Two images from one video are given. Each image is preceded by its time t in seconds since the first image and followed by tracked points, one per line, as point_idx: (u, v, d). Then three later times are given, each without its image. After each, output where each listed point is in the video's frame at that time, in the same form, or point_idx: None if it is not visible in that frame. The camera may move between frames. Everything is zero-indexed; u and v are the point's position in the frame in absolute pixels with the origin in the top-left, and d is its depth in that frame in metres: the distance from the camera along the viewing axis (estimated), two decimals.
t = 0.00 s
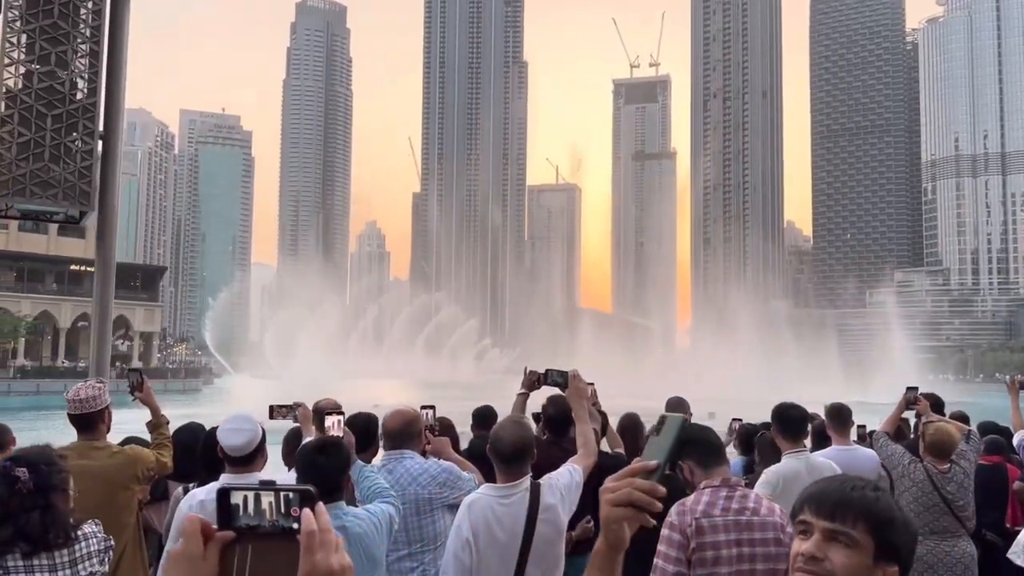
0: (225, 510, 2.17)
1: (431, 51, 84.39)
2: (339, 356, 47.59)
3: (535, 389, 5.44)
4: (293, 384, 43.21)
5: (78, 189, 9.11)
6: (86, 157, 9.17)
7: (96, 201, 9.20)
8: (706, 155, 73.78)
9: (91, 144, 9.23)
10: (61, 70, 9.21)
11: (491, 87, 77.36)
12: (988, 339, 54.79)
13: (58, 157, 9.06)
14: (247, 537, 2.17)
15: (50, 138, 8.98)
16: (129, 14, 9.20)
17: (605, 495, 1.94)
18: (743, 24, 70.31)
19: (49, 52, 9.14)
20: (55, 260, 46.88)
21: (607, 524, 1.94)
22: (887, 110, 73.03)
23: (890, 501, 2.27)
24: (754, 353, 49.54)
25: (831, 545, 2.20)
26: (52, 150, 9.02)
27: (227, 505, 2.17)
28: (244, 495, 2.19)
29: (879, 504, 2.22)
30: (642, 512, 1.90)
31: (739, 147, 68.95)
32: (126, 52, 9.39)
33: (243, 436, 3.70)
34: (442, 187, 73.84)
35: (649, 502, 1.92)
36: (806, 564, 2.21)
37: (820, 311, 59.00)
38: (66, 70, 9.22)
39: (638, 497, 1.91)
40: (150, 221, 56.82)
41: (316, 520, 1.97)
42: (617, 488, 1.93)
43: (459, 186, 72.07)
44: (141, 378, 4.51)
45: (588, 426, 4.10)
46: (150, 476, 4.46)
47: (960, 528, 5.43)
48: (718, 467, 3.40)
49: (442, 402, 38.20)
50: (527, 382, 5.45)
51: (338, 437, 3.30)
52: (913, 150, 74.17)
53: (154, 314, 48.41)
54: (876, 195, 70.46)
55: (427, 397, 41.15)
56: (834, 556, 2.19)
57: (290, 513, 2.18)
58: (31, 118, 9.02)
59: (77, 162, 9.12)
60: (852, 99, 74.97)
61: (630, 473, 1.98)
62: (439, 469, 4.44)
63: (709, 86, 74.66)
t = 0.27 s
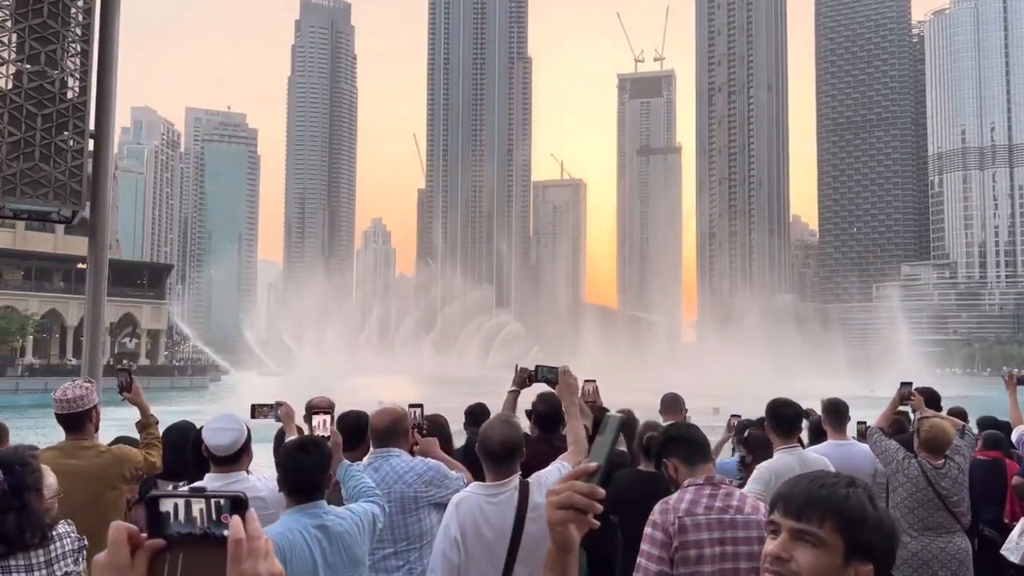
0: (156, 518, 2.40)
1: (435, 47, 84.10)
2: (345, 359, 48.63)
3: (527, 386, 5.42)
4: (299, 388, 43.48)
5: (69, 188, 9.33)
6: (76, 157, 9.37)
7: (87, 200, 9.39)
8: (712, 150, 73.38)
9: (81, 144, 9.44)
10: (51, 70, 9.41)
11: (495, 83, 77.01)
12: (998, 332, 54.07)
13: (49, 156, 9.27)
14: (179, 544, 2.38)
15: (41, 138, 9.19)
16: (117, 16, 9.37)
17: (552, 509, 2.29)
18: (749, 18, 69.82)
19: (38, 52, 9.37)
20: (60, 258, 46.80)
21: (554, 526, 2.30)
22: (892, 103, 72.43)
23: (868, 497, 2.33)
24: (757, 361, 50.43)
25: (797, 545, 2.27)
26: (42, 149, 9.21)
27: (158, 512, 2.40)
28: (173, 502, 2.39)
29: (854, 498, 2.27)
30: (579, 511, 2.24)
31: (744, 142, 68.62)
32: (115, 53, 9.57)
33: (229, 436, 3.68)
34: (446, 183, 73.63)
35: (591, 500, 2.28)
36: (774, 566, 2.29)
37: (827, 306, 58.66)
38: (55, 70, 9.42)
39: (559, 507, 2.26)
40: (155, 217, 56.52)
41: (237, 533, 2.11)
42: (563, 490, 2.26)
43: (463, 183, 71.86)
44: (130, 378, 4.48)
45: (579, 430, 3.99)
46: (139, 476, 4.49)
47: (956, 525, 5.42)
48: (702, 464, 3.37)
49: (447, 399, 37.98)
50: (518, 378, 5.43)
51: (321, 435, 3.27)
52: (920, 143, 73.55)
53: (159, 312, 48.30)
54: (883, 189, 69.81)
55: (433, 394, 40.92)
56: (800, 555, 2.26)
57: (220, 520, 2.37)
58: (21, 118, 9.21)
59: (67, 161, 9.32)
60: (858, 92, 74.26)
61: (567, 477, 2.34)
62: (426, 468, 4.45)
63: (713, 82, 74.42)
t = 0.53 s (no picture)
0: (66, 535, 1.98)
1: (437, 46, 84.18)
2: (349, 359, 49.16)
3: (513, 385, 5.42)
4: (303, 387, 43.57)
5: (54, 189, 9.27)
6: (61, 157, 9.33)
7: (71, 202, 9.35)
8: (714, 146, 73.21)
9: (65, 142, 9.41)
10: (36, 69, 9.40)
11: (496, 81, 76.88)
12: (1002, 326, 53.87)
13: (32, 157, 9.28)
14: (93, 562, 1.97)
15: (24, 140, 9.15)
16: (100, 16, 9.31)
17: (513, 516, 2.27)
18: (750, 13, 69.58)
19: (21, 53, 9.30)
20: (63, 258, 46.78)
21: (515, 533, 2.27)
22: (894, 98, 72.24)
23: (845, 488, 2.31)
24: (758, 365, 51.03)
25: (765, 539, 2.26)
26: (26, 151, 9.18)
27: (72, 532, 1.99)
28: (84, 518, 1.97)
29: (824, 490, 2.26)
30: (536, 516, 2.23)
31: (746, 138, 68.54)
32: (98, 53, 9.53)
33: (206, 437, 3.67)
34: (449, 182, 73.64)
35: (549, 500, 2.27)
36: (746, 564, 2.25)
37: (830, 301, 58.60)
38: (41, 70, 9.41)
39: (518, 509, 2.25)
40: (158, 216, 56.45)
41: (147, 549, 1.89)
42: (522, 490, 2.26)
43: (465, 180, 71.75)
44: (112, 380, 4.45)
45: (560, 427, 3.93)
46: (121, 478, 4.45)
47: (946, 521, 5.39)
48: (679, 462, 3.35)
49: (450, 397, 37.86)
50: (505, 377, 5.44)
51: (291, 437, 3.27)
52: (922, 139, 73.38)
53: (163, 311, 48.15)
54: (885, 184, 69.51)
55: (437, 391, 40.84)
56: (769, 549, 2.23)
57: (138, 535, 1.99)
58: (5, 118, 9.20)
59: (52, 162, 9.29)
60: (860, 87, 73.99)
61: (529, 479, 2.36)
62: (409, 468, 4.45)
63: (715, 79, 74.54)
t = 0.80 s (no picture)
0: None
1: (437, 44, 83.88)
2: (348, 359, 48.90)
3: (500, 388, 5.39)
4: (304, 386, 43.55)
5: (39, 192, 8.95)
6: (47, 159, 9.03)
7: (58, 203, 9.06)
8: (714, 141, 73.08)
9: (50, 145, 9.10)
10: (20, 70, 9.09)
11: (496, 77, 76.63)
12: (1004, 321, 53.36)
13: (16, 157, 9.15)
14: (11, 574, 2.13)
15: (9, 141, 8.86)
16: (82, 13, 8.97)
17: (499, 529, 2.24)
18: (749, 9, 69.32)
19: (4, 56, 8.99)
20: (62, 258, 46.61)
21: (498, 548, 2.24)
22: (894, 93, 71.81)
23: (834, 494, 2.10)
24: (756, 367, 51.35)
25: (744, 548, 2.09)
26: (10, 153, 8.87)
27: None
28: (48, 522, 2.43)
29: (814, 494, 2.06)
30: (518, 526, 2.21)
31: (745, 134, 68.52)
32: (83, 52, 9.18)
33: (188, 440, 3.64)
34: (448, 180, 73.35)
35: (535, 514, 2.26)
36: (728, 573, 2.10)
37: (831, 297, 58.37)
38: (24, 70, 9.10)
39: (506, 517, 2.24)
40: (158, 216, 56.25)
41: (81, 563, 2.03)
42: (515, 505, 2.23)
43: (464, 178, 71.58)
44: (96, 387, 4.41)
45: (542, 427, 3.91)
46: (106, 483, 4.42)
47: (934, 517, 5.36)
48: (659, 463, 3.34)
49: (450, 394, 37.74)
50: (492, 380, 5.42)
51: (269, 442, 3.23)
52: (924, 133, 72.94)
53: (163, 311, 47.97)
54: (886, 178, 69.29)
55: (438, 389, 40.71)
56: (749, 557, 2.07)
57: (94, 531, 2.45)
58: None
59: (37, 164, 8.97)
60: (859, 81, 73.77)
61: (514, 496, 2.36)
62: (393, 472, 4.46)
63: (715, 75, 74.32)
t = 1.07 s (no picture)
0: None
1: (433, 43, 83.70)
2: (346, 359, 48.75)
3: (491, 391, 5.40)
4: (303, 387, 43.47)
5: (27, 198, 8.75)
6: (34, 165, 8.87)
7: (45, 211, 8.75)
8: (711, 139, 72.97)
9: (39, 150, 8.95)
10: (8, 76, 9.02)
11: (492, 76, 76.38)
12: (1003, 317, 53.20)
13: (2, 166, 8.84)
14: None
15: None
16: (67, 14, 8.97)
17: (491, 540, 2.24)
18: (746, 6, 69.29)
19: None
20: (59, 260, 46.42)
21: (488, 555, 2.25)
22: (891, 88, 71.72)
23: (807, 500, 2.05)
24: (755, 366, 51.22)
25: (721, 553, 2.08)
26: None
27: None
28: None
29: (791, 500, 2.03)
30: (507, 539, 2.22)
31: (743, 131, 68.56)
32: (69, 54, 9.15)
33: (173, 446, 3.65)
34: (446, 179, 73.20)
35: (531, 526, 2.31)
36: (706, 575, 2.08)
37: (830, 293, 58.30)
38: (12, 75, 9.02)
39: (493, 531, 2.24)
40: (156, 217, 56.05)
41: None
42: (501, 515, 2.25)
43: (462, 176, 71.44)
44: (81, 398, 4.39)
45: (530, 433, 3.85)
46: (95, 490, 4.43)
47: (925, 517, 5.33)
48: (644, 466, 3.34)
49: (449, 394, 37.68)
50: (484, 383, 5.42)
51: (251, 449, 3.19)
52: (921, 129, 72.82)
53: (161, 312, 47.81)
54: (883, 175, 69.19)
55: (436, 388, 40.61)
56: (725, 563, 2.06)
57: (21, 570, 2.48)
58: None
59: (25, 170, 8.83)
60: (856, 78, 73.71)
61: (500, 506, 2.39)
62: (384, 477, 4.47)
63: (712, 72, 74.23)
